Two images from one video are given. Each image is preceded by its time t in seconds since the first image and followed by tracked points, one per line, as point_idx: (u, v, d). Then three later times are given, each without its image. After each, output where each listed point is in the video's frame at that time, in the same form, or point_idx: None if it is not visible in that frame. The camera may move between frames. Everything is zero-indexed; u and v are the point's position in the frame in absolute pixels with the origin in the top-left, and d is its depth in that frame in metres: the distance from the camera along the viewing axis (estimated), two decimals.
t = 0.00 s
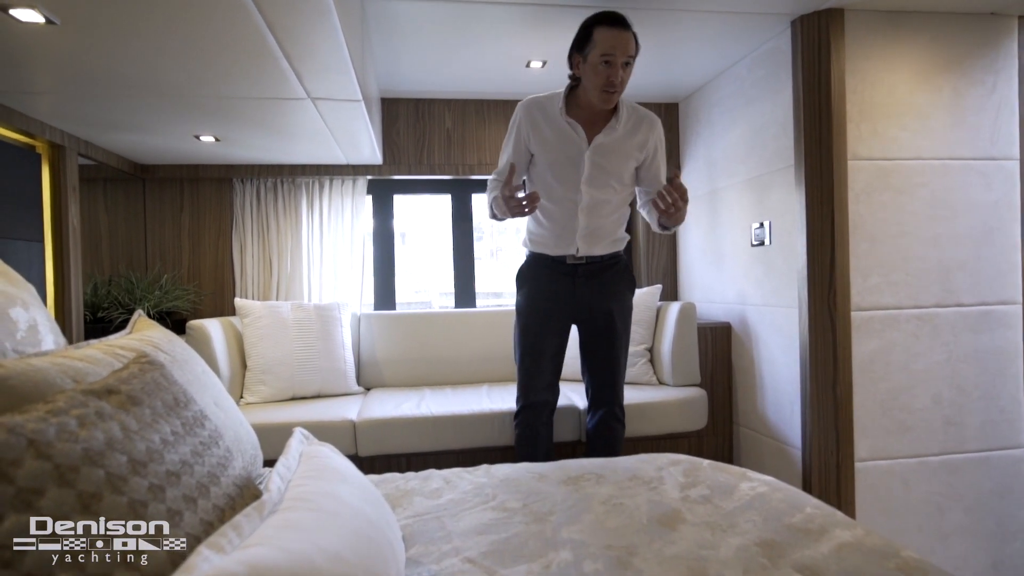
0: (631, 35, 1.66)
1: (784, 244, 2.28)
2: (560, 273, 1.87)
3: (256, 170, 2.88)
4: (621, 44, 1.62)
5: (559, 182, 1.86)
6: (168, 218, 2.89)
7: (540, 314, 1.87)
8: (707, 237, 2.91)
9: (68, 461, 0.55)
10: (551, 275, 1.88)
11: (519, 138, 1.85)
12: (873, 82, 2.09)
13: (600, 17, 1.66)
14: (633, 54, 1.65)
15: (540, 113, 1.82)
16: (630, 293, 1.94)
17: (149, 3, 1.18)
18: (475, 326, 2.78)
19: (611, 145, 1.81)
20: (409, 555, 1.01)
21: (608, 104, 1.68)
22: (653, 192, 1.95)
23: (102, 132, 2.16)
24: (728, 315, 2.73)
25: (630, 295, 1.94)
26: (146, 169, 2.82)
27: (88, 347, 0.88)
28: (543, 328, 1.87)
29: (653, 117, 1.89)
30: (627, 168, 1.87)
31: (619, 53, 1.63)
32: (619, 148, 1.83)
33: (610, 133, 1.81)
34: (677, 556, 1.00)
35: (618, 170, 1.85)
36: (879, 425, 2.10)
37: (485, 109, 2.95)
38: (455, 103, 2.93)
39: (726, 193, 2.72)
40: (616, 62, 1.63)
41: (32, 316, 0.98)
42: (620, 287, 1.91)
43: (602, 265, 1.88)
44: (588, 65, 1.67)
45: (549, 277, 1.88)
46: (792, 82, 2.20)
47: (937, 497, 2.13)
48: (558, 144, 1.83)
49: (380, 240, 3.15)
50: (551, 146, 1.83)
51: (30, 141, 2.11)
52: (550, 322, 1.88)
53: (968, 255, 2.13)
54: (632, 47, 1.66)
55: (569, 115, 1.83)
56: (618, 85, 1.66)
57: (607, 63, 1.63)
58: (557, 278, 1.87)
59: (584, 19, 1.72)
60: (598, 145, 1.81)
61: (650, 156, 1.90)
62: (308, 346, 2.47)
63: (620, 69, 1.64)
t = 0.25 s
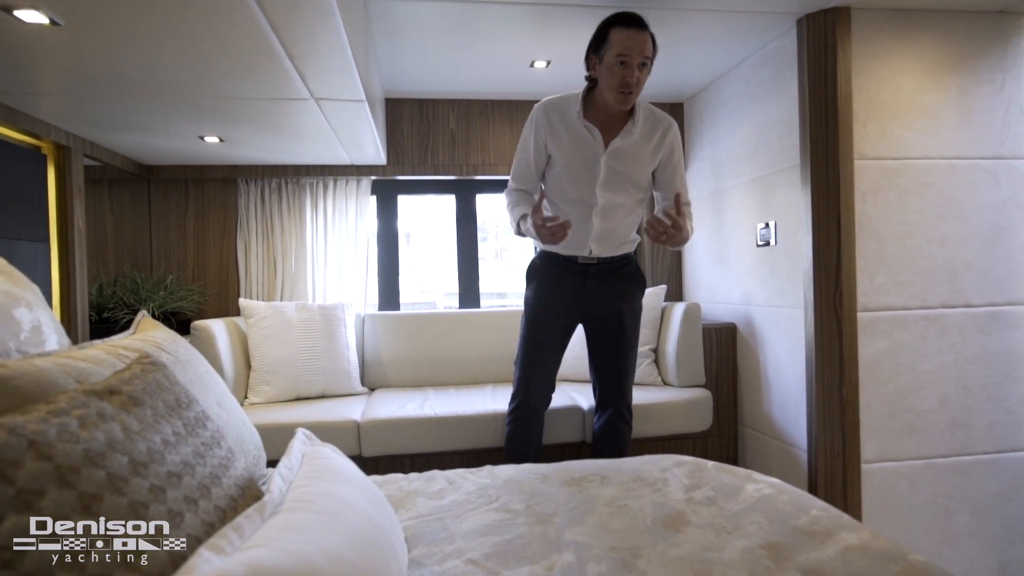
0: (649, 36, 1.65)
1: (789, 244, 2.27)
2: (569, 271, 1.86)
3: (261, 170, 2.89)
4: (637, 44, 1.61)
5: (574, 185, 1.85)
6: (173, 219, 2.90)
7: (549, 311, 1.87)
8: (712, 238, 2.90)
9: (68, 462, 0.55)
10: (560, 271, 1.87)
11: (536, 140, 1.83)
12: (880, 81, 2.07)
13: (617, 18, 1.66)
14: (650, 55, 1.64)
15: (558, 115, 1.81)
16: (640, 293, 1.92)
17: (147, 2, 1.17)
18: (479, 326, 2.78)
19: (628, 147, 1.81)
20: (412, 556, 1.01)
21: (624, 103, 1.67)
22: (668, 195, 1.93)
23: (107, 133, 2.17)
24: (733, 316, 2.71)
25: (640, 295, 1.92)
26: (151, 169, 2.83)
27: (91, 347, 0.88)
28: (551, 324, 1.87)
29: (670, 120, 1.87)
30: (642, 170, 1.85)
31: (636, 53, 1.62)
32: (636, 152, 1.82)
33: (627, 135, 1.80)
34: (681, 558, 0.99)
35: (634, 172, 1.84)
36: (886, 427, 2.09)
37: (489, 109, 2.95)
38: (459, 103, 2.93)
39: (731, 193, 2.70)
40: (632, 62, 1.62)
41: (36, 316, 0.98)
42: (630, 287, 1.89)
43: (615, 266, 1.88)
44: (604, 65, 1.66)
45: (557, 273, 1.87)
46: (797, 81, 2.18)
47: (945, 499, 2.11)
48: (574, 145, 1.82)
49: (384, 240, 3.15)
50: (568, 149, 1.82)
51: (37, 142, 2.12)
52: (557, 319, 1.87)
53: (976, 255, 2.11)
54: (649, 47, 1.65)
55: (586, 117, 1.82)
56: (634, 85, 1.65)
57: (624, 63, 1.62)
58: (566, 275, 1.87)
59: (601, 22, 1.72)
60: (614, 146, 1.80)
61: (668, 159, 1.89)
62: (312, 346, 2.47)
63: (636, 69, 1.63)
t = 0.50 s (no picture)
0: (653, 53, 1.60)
1: (797, 245, 2.25)
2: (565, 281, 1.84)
3: (267, 171, 2.89)
4: (642, 62, 1.56)
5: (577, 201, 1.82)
6: (180, 220, 2.91)
7: (547, 317, 1.85)
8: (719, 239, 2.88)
9: (75, 464, 0.55)
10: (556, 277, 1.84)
11: (538, 158, 1.75)
12: (889, 80, 2.05)
13: (621, 34, 1.60)
14: (655, 74, 1.59)
15: (561, 131, 1.75)
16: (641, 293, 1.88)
17: (149, 2, 1.17)
18: (485, 327, 2.77)
19: (630, 167, 1.77)
20: (418, 558, 1.00)
21: (627, 123, 1.62)
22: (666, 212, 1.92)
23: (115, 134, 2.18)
24: (740, 317, 2.70)
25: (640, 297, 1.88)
26: (158, 171, 2.85)
27: (98, 348, 0.89)
28: (549, 330, 1.86)
29: (671, 136, 1.84)
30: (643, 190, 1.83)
31: (640, 72, 1.57)
32: (638, 168, 1.79)
33: (629, 154, 1.76)
34: (688, 561, 0.99)
35: (635, 192, 1.81)
36: (895, 429, 2.07)
37: (494, 110, 2.94)
38: (465, 104, 2.93)
39: (738, 194, 2.69)
40: (636, 81, 1.57)
41: (44, 317, 0.99)
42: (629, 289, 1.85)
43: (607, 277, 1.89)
44: (608, 84, 1.61)
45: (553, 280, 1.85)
46: (805, 80, 2.17)
47: (955, 502, 2.09)
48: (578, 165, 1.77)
49: (390, 241, 3.15)
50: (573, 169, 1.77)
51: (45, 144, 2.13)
52: (555, 325, 1.85)
53: (987, 256, 2.09)
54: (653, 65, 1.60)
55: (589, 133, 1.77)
56: (639, 104, 1.60)
57: (628, 82, 1.57)
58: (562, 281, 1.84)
59: (605, 37, 1.66)
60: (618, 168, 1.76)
61: (666, 174, 1.86)
62: (317, 346, 2.48)
63: (640, 88, 1.58)
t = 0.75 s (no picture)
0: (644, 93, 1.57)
1: (807, 244, 2.23)
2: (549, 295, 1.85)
3: (275, 171, 2.90)
4: (632, 104, 1.53)
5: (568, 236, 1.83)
6: (188, 220, 2.92)
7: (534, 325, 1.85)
8: (728, 238, 2.86)
9: (84, 464, 0.55)
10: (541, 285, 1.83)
11: (529, 195, 1.73)
12: (901, 77, 2.03)
13: (613, 72, 1.57)
14: (645, 114, 1.56)
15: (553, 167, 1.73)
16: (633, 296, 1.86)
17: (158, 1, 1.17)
18: (492, 326, 2.77)
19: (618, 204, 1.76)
20: (426, 559, 1.00)
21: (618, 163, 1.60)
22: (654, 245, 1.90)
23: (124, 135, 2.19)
24: (749, 317, 2.68)
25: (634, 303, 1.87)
26: (166, 171, 2.86)
27: (107, 348, 0.89)
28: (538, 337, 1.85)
29: (661, 172, 1.81)
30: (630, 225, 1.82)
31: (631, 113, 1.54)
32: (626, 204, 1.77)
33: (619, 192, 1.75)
34: (699, 564, 0.97)
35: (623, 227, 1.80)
36: (907, 430, 2.04)
37: (502, 109, 2.94)
38: (472, 103, 2.93)
39: (747, 193, 2.67)
40: (627, 121, 1.54)
41: (53, 317, 0.99)
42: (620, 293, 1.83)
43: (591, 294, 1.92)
44: (599, 123, 1.58)
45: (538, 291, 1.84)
46: (816, 78, 2.14)
47: (968, 504, 2.06)
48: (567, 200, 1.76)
49: (397, 241, 3.15)
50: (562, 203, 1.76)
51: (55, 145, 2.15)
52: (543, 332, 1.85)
53: (1001, 255, 2.06)
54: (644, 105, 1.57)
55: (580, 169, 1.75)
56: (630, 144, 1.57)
57: (618, 122, 1.55)
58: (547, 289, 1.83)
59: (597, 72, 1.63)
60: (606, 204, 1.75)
61: (654, 209, 1.84)
62: (325, 346, 2.48)
63: (631, 127, 1.55)
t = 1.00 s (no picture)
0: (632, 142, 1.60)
1: (818, 242, 2.20)
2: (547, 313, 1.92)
3: (281, 170, 2.89)
4: (619, 154, 1.57)
5: (558, 274, 1.90)
6: (194, 219, 2.92)
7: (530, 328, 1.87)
8: (736, 237, 2.84)
9: (83, 463, 0.54)
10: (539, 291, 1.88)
11: (519, 235, 1.80)
12: (914, 72, 2.00)
13: (600, 123, 1.61)
14: (633, 163, 1.60)
15: (542, 211, 1.80)
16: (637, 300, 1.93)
17: None
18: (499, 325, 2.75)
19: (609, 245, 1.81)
20: (433, 560, 0.98)
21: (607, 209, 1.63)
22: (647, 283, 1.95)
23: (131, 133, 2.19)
24: (759, 316, 2.65)
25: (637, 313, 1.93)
26: (173, 170, 2.86)
27: (111, 346, 0.88)
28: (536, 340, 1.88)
29: (651, 213, 1.86)
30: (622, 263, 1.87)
31: (619, 163, 1.58)
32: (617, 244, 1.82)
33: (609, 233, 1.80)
34: (711, 566, 0.95)
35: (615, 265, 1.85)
36: (920, 430, 2.01)
37: (508, 107, 2.92)
38: (479, 101, 2.92)
39: (756, 190, 2.64)
40: (614, 170, 1.58)
41: (58, 314, 0.98)
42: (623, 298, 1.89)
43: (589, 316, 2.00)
44: (587, 172, 1.63)
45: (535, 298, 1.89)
46: (827, 73, 2.11)
47: (983, 506, 2.03)
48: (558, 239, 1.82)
49: (403, 240, 3.15)
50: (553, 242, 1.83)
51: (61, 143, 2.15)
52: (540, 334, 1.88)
53: (1016, 252, 2.03)
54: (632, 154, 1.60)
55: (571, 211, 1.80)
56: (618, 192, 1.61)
57: (606, 171, 1.59)
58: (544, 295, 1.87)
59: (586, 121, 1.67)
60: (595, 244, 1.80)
61: (645, 247, 1.89)
62: (331, 345, 2.47)
63: (619, 176, 1.59)
